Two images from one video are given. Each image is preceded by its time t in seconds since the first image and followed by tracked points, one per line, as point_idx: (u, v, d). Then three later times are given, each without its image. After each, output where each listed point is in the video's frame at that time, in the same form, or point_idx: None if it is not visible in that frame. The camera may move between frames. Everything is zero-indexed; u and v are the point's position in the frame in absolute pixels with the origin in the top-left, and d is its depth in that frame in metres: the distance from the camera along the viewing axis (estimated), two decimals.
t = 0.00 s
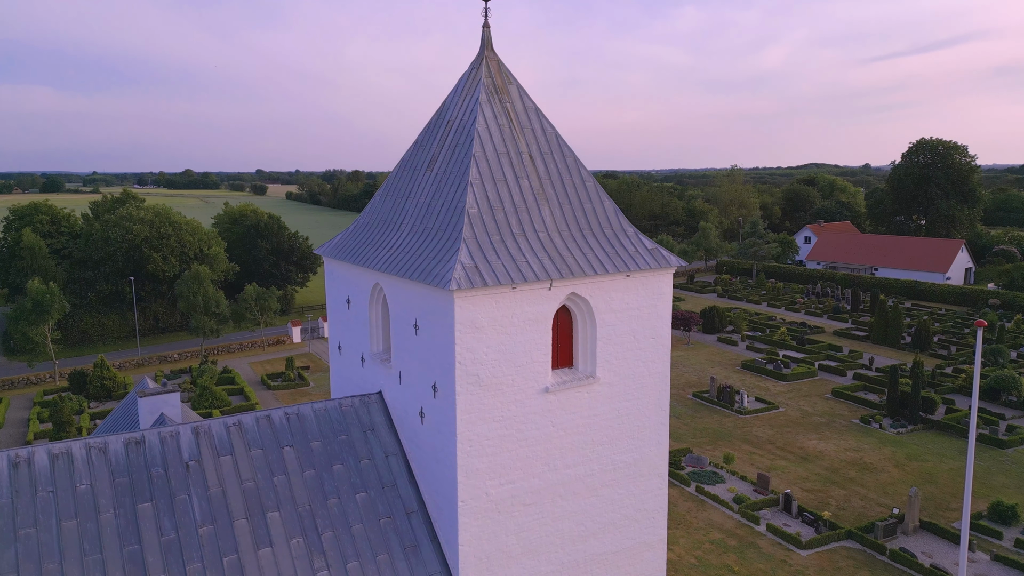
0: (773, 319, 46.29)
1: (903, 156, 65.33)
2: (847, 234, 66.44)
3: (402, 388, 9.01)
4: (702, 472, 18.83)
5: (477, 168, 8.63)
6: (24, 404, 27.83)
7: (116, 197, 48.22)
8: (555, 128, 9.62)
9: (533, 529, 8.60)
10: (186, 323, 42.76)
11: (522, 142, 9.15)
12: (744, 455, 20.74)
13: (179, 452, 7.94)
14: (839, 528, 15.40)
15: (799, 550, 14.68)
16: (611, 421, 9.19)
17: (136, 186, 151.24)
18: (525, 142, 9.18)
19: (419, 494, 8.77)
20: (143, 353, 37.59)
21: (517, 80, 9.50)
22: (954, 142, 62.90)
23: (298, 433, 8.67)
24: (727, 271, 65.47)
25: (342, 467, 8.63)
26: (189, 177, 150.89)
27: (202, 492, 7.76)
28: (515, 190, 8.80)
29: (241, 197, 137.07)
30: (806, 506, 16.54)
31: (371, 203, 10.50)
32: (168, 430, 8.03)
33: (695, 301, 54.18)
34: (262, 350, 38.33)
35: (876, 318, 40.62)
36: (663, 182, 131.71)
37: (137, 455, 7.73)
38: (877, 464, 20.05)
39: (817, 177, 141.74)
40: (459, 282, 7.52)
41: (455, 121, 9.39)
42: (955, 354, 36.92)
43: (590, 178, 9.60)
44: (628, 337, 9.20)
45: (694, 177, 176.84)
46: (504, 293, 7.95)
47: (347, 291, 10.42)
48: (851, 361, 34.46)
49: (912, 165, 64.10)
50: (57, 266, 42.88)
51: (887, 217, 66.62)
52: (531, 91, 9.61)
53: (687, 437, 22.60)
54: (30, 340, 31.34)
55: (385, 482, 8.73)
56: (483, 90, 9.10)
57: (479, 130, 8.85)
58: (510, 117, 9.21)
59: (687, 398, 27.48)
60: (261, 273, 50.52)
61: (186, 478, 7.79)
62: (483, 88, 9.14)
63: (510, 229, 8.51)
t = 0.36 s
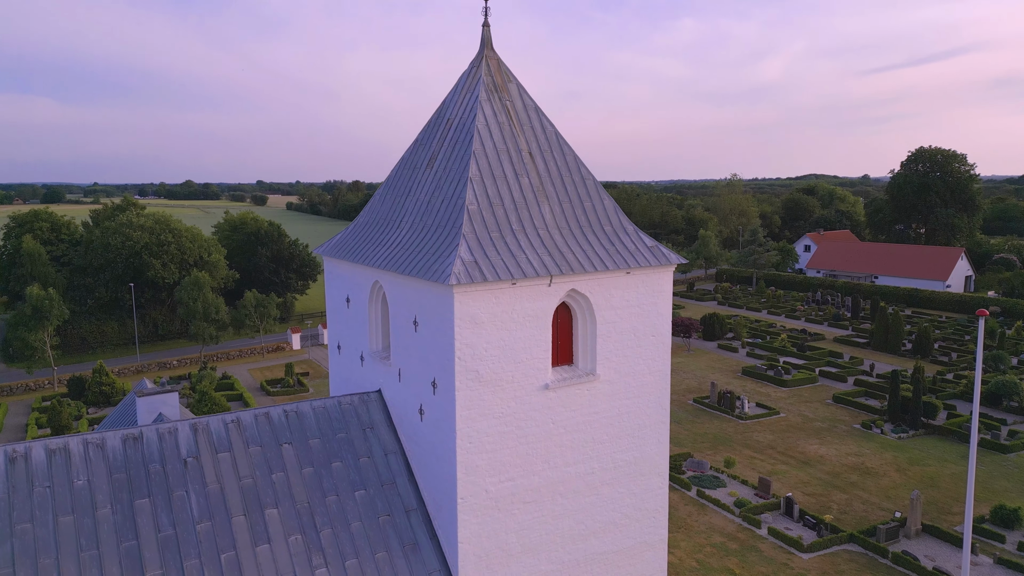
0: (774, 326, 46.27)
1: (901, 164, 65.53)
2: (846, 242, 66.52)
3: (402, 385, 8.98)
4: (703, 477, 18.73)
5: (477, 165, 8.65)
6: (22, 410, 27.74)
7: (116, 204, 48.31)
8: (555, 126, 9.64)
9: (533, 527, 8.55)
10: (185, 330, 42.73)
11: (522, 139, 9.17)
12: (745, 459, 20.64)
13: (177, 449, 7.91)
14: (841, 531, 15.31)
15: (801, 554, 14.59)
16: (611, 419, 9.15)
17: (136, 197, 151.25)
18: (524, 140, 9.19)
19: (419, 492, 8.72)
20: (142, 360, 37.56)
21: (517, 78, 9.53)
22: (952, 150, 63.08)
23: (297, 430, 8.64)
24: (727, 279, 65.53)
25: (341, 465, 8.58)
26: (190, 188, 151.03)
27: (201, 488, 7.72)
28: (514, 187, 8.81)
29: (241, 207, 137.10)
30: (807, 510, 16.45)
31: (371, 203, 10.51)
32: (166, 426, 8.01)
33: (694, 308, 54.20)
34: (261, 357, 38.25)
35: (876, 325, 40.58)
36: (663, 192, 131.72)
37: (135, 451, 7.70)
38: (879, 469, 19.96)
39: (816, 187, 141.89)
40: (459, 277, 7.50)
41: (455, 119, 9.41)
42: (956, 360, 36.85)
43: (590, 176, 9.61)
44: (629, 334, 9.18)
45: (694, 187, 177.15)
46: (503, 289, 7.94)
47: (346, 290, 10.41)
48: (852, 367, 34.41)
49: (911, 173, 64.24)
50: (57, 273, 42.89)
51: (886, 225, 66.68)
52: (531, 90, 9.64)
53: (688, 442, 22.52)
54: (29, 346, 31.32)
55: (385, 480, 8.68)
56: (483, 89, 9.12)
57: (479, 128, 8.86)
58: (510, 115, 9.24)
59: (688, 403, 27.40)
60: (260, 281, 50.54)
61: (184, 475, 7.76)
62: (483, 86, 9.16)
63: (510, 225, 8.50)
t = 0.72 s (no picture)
0: (774, 333, 46.22)
1: (901, 173, 65.66)
2: (846, 250, 66.60)
3: (401, 383, 8.95)
4: (704, 481, 18.63)
5: (477, 162, 8.66)
6: (20, 416, 27.65)
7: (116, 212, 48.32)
8: (555, 124, 9.67)
9: (533, 525, 8.50)
10: (185, 337, 42.71)
11: (522, 137, 9.18)
12: (746, 464, 20.55)
13: (176, 444, 7.87)
14: (843, 534, 15.22)
15: (803, 557, 14.49)
16: (612, 417, 9.11)
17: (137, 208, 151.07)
18: (524, 137, 9.21)
19: (418, 490, 8.67)
20: (141, 366, 37.50)
21: (517, 76, 9.55)
22: (950, 158, 63.21)
23: (296, 427, 8.59)
24: (727, 287, 65.53)
25: (340, 462, 8.53)
26: (190, 199, 150.91)
27: (199, 485, 7.67)
28: (514, 184, 8.82)
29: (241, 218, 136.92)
30: (809, 514, 16.36)
31: (371, 202, 10.52)
32: (165, 422, 7.98)
33: (694, 316, 54.17)
34: (261, 363, 38.16)
35: (876, 331, 40.53)
36: (663, 202, 131.55)
37: (133, 446, 7.65)
38: (880, 473, 19.87)
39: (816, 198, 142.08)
40: (459, 271, 7.49)
41: (456, 117, 9.43)
42: (957, 367, 36.78)
43: (590, 174, 9.64)
44: (628, 332, 9.16)
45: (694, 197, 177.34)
46: (503, 284, 7.92)
47: (346, 288, 10.41)
48: (853, 373, 34.34)
49: (910, 182, 64.35)
50: (57, 280, 42.86)
51: (886, 234, 66.77)
52: (531, 88, 9.67)
53: (688, 447, 22.42)
54: (28, 352, 31.31)
55: (384, 477, 8.63)
56: (483, 86, 9.15)
57: (479, 125, 8.87)
58: (510, 112, 9.26)
59: (689, 409, 27.32)
60: (260, 287, 50.54)
61: (183, 471, 7.71)
62: (483, 83, 9.19)
63: (510, 221, 8.50)
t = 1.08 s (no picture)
0: (775, 340, 46.17)
1: (900, 181, 65.76)
2: (846, 258, 66.62)
3: (402, 380, 8.91)
4: (706, 485, 18.52)
5: (478, 159, 8.66)
6: (18, 423, 27.53)
7: (116, 219, 48.37)
8: (555, 123, 9.67)
9: (534, 523, 8.43)
10: (184, 344, 42.63)
11: (523, 134, 9.19)
12: (748, 469, 20.45)
13: (175, 441, 7.82)
14: (846, 538, 15.12)
15: (806, 561, 14.39)
16: (614, 415, 9.06)
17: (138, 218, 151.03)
18: (525, 135, 9.21)
19: (419, 488, 8.60)
20: (140, 373, 37.40)
21: (518, 75, 9.57)
22: (950, 167, 63.31)
23: (296, 425, 8.54)
24: (727, 295, 65.54)
25: (340, 460, 8.48)
26: (190, 209, 150.81)
27: (198, 481, 7.61)
28: (515, 181, 8.82)
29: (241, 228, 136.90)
30: (812, 518, 16.25)
31: (372, 201, 10.51)
32: (164, 418, 7.94)
33: (695, 323, 54.10)
34: (260, 370, 38.02)
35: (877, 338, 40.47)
36: (663, 211, 131.74)
37: (132, 443, 7.61)
38: (883, 478, 19.77)
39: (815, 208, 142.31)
40: (460, 266, 7.46)
41: (456, 115, 9.44)
42: (959, 373, 36.70)
43: (590, 172, 9.63)
44: (630, 329, 9.12)
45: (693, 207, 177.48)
46: (504, 280, 7.89)
47: (346, 287, 10.38)
48: (854, 379, 34.27)
49: (910, 190, 64.42)
50: (57, 287, 42.83)
51: (886, 242, 66.87)
52: (532, 87, 9.68)
53: (690, 452, 22.31)
54: (28, 358, 31.28)
55: (384, 476, 8.57)
56: (484, 85, 9.16)
57: (480, 123, 8.88)
58: (511, 110, 9.27)
59: (690, 415, 27.22)
60: (260, 295, 50.50)
61: (182, 467, 7.66)
62: (484, 82, 9.20)
63: (511, 218, 8.49)
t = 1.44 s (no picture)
0: (775, 347, 46.14)
1: (900, 189, 65.84)
2: (846, 266, 66.63)
3: (402, 376, 8.90)
4: (707, 489, 18.44)
5: (479, 155, 8.68)
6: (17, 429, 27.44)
7: (116, 226, 48.40)
8: (555, 121, 9.70)
9: (535, 520, 8.39)
10: (184, 350, 42.57)
11: (523, 131, 9.21)
12: (749, 473, 20.39)
13: (174, 437, 7.80)
14: (848, 541, 15.04)
15: (808, 563, 14.31)
16: (615, 411, 9.03)
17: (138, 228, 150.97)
18: (526, 132, 9.24)
19: (419, 485, 8.57)
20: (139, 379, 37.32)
21: (518, 73, 9.60)
22: (950, 175, 63.30)
23: (296, 421, 8.52)
24: (727, 303, 65.52)
25: (340, 456, 8.45)
26: (190, 219, 150.82)
27: (197, 476, 7.59)
28: (515, 177, 8.83)
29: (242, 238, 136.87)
30: (813, 521, 16.17)
31: (372, 199, 10.54)
32: (164, 414, 7.94)
33: (695, 330, 54.06)
34: (260, 376, 37.93)
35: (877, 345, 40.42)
36: (663, 221, 131.79)
37: (131, 437, 7.60)
38: (885, 482, 19.69)
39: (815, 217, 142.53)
40: (460, 260, 7.46)
41: (457, 113, 9.48)
42: (960, 379, 36.61)
43: (591, 170, 9.65)
44: (630, 326, 9.11)
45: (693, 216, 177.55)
46: (505, 275, 7.89)
47: (347, 285, 10.37)
48: (855, 385, 34.20)
49: (910, 198, 64.49)
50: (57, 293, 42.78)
51: (886, 250, 67.01)
52: (533, 85, 9.72)
53: (691, 456, 22.23)
54: (27, 363, 31.22)
55: (384, 471, 8.54)
56: (484, 82, 9.19)
57: (481, 119, 8.91)
58: (512, 108, 9.30)
59: (690, 420, 27.13)
60: (260, 301, 50.49)
61: (180, 462, 7.64)
62: (485, 79, 9.24)
63: (512, 214, 8.50)
